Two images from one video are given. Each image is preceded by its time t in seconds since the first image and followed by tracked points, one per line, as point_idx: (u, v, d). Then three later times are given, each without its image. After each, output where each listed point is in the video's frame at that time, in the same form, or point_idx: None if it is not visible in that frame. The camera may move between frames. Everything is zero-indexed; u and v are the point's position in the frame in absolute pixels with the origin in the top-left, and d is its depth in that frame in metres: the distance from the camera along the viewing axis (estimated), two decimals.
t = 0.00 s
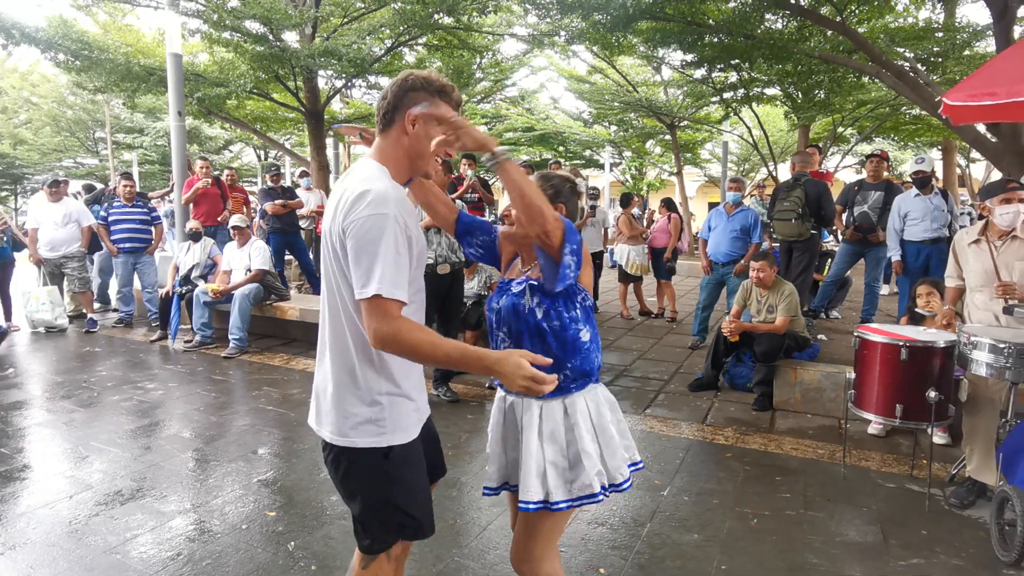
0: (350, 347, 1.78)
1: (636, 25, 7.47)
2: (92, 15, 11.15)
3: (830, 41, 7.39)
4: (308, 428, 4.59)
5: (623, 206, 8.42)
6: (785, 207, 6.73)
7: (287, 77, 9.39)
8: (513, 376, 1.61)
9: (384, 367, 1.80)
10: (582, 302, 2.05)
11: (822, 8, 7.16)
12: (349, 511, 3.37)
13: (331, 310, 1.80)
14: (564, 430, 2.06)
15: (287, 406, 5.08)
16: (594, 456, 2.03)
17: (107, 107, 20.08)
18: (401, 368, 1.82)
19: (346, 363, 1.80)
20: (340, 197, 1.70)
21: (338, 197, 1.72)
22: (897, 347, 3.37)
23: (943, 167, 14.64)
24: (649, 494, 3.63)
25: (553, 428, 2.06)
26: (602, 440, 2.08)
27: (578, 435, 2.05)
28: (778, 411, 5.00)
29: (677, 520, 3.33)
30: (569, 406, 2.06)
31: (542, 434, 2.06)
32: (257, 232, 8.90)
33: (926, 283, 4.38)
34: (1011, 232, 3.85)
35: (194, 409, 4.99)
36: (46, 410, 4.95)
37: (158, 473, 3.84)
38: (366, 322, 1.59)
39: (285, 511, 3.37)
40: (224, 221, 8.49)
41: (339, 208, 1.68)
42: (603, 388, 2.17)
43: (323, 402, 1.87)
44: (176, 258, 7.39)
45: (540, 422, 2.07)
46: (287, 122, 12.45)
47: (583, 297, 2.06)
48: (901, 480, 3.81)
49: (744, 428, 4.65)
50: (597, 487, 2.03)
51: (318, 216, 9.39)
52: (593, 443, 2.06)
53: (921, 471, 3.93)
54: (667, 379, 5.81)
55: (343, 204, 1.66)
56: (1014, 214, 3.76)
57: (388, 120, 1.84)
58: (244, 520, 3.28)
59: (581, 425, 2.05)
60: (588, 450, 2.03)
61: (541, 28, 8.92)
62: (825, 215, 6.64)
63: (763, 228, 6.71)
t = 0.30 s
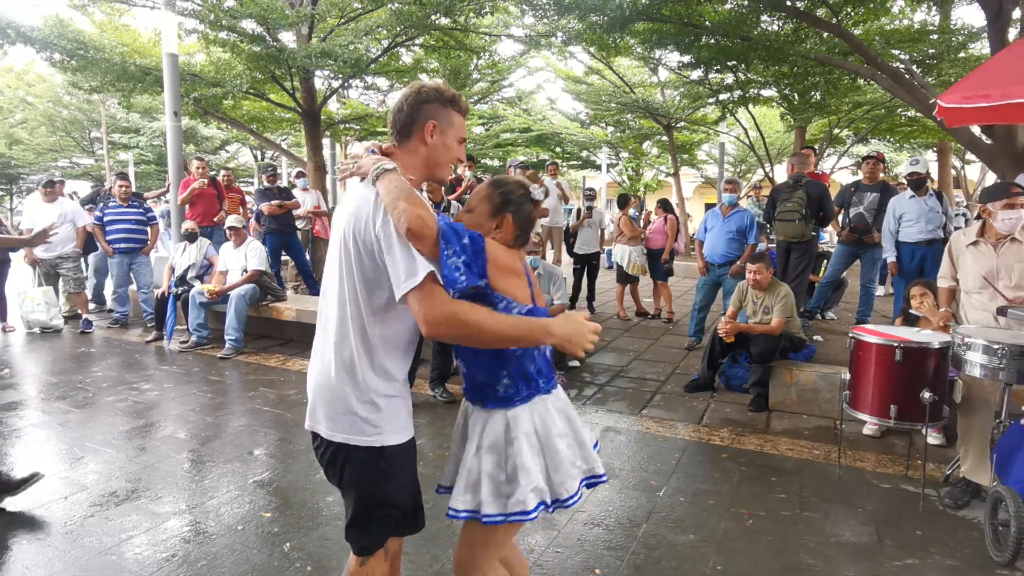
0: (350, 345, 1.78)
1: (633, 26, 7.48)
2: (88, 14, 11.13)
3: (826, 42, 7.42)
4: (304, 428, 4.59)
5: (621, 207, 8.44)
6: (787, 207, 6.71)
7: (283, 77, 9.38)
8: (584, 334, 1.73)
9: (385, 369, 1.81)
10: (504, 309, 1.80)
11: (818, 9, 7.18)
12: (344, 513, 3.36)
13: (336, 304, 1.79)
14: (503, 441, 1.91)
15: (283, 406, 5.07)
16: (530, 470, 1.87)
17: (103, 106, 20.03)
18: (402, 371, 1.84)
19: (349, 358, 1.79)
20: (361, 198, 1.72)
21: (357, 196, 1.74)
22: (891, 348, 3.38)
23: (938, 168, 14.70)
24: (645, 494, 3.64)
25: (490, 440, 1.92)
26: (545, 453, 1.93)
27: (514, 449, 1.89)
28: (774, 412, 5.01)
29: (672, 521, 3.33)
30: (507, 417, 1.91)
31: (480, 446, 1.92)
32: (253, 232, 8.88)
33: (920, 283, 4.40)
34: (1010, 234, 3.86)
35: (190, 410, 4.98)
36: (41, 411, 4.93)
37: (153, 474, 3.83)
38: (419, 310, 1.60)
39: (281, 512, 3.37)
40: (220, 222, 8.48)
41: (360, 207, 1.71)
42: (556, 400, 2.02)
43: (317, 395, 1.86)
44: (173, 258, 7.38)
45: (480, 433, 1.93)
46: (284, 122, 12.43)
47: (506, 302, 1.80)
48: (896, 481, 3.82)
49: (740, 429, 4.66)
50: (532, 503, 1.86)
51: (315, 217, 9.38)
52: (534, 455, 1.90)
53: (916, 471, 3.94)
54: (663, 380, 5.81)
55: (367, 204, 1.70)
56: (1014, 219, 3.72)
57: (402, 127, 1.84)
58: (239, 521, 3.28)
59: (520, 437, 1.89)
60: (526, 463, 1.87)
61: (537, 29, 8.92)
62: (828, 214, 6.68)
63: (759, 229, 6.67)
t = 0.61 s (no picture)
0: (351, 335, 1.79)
1: (629, 27, 7.49)
2: (84, 14, 11.10)
3: (822, 43, 7.45)
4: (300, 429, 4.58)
5: (618, 207, 8.47)
6: (784, 207, 6.72)
7: (280, 77, 9.37)
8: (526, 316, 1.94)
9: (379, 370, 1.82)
10: (475, 249, 1.81)
11: (813, 10, 7.20)
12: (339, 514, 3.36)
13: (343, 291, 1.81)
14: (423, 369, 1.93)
15: (279, 407, 5.07)
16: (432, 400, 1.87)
17: (98, 106, 19.97)
18: (397, 375, 1.86)
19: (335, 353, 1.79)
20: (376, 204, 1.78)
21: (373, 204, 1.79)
22: (886, 348, 3.39)
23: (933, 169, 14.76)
24: (641, 494, 3.65)
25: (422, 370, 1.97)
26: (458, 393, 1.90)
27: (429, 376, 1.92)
28: (770, 412, 5.03)
29: (668, 521, 3.34)
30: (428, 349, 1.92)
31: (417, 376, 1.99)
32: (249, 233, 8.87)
33: (914, 283, 4.42)
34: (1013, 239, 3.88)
35: (186, 411, 4.97)
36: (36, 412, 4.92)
37: (149, 475, 3.82)
38: (414, 316, 1.68)
39: (277, 513, 3.37)
40: (216, 222, 8.47)
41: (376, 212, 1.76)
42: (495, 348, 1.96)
43: (297, 386, 1.84)
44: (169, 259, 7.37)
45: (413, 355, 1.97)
46: (280, 122, 12.42)
47: (476, 243, 1.80)
48: (891, 480, 3.84)
49: (735, 429, 4.67)
50: (421, 429, 1.87)
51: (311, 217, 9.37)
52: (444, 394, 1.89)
53: (911, 471, 3.95)
54: (659, 380, 5.82)
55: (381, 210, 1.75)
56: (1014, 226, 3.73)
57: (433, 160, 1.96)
58: (236, 522, 3.27)
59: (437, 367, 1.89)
60: (433, 392, 1.88)
61: (534, 29, 8.94)
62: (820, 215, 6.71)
63: (755, 230, 6.68)
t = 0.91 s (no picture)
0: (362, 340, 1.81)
1: (629, 29, 7.50)
2: (84, 15, 11.11)
3: (821, 45, 7.47)
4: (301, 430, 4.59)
5: (617, 208, 8.48)
6: (782, 208, 6.73)
7: (279, 77, 9.37)
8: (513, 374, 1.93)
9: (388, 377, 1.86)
10: (488, 306, 1.79)
11: (813, 11, 7.21)
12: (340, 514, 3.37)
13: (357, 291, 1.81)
14: (420, 414, 1.85)
15: (280, 408, 5.08)
16: (436, 445, 1.79)
17: (98, 107, 19.97)
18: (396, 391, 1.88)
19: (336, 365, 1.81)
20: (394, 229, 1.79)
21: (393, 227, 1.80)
22: (886, 349, 3.41)
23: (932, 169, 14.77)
24: (641, 494, 3.66)
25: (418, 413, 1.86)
26: (461, 438, 1.84)
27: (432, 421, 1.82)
28: (769, 412, 5.04)
29: (668, 521, 3.35)
30: (434, 391, 1.85)
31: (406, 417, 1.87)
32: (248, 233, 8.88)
33: (914, 283, 4.43)
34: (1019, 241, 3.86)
35: (186, 411, 4.98)
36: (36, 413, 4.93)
37: (150, 476, 3.83)
38: (420, 337, 1.67)
39: (279, 513, 3.38)
40: (216, 223, 8.48)
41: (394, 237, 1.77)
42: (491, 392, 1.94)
43: (295, 389, 1.87)
44: (169, 259, 7.38)
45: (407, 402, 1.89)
46: (280, 123, 12.44)
47: (490, 303, 1.80)
48: (890, 480, 3.85)
49: (734, 429, 4.69)
50: (426, 480, 1.78)
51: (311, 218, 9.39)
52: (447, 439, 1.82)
53: (910, 471, 3.96)
54: (659, 381, 5.83)
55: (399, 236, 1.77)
56: (1023, 232, 3.63)
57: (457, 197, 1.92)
58: (237, 523, 3.28)
59: (439, 408, 1.83)
60: (434, 437, 1.80)
61: (534, 30, 8.96)
62: (819, 215, 6.72)
63: (754, 231, 6.72)
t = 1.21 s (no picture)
0: (390, 357, 1.84)
1: (630, 29, 7.50)
2: (85, 14, 11.10)
3: (823, 46, 7.47)
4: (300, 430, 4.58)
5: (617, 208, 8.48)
6: (782, 209, 6.73)
7: (280, 76, 9.35)
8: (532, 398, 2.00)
9: (410, 394, 1.91)
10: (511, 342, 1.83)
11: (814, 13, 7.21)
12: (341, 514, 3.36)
13: (395, 308, 1.81)
14: (455, 447, 1.92)
15: (280, 407, 5.07)
16: (480, 477, 1.92)
17: (98, 105, 19.95)
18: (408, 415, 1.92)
19: (349, 389, 1.83)
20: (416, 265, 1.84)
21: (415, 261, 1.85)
22: (888, 351, 3.40)
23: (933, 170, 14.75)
24: (642, 496, 3.65)
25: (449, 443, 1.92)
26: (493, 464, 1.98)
27: (471, 453, 1.92)
28: (770, 413, 5.03)
29: (669, 522, 3.35)
30: (467, 424, 1.93)
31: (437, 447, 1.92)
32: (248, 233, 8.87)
33: (915, 284, 4.43)
34: None
35: (186, 411, 4.97)
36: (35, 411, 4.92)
37: (149, 475, 3.82)
38: (450, 383, 1.72)
39: (278, 513, 3.38)
40: (216, 221, 8.47)
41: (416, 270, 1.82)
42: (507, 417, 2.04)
43: (301, 413, 1.85)
44: (169, 258, 7.37)
45: (436, 432, 1.92)
46: (280, 122, 12.43)
47: (513, 338, 1.82)
48: (891, 483, 3.84)
49: (735, 430, 4.68)
50: (474, 510, 1.91)
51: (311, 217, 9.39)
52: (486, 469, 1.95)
53: (911, 473, 3.96)
54: (659, 381, 5.83)
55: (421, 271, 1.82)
56: None
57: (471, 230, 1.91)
58: (237, 523, 3.27)
59: (475, 441, 1.93)
60: (478, 471, 1.92)
61: (535, 30, 8.96)
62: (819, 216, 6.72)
63: (756, 232, 6.72)
